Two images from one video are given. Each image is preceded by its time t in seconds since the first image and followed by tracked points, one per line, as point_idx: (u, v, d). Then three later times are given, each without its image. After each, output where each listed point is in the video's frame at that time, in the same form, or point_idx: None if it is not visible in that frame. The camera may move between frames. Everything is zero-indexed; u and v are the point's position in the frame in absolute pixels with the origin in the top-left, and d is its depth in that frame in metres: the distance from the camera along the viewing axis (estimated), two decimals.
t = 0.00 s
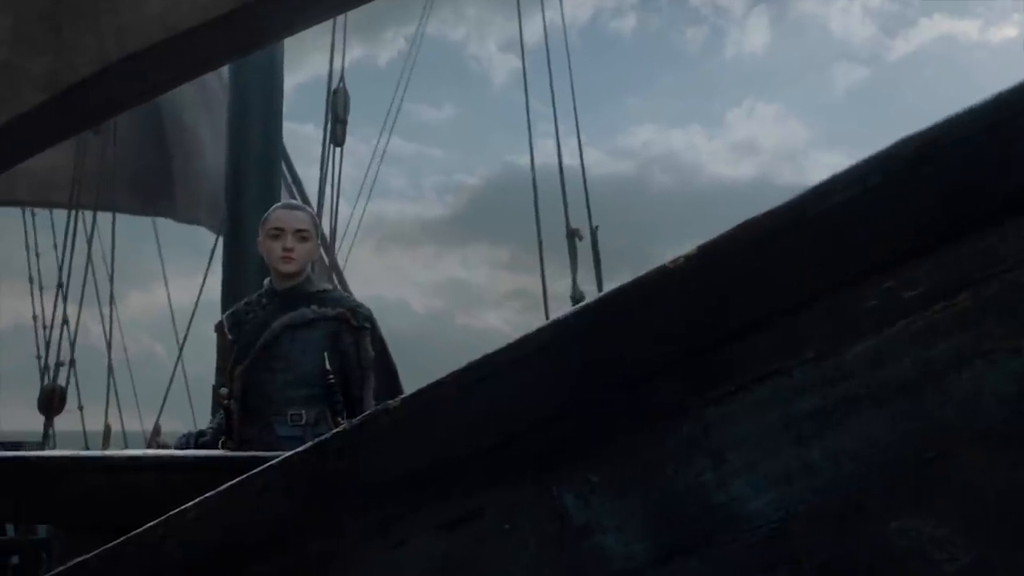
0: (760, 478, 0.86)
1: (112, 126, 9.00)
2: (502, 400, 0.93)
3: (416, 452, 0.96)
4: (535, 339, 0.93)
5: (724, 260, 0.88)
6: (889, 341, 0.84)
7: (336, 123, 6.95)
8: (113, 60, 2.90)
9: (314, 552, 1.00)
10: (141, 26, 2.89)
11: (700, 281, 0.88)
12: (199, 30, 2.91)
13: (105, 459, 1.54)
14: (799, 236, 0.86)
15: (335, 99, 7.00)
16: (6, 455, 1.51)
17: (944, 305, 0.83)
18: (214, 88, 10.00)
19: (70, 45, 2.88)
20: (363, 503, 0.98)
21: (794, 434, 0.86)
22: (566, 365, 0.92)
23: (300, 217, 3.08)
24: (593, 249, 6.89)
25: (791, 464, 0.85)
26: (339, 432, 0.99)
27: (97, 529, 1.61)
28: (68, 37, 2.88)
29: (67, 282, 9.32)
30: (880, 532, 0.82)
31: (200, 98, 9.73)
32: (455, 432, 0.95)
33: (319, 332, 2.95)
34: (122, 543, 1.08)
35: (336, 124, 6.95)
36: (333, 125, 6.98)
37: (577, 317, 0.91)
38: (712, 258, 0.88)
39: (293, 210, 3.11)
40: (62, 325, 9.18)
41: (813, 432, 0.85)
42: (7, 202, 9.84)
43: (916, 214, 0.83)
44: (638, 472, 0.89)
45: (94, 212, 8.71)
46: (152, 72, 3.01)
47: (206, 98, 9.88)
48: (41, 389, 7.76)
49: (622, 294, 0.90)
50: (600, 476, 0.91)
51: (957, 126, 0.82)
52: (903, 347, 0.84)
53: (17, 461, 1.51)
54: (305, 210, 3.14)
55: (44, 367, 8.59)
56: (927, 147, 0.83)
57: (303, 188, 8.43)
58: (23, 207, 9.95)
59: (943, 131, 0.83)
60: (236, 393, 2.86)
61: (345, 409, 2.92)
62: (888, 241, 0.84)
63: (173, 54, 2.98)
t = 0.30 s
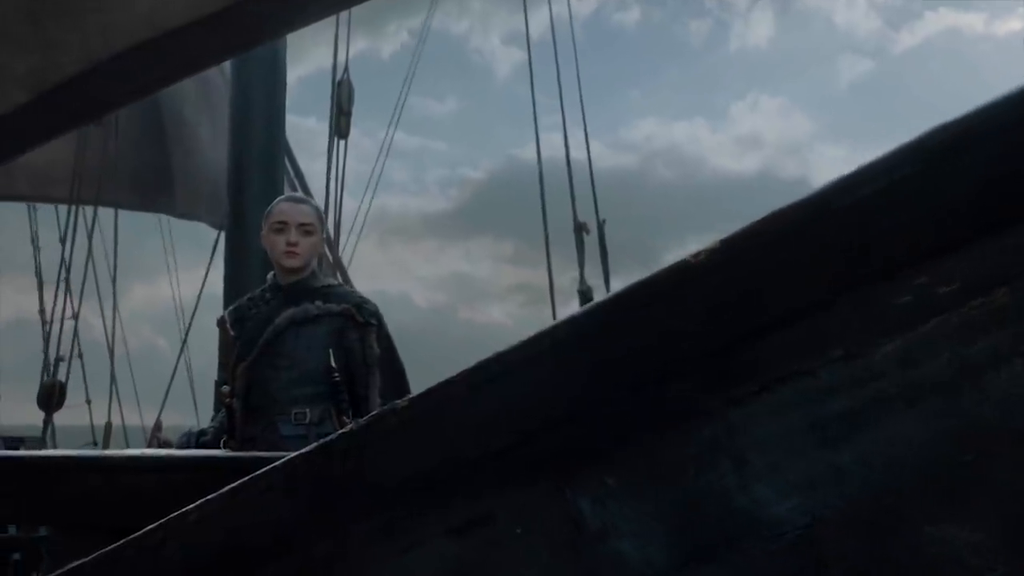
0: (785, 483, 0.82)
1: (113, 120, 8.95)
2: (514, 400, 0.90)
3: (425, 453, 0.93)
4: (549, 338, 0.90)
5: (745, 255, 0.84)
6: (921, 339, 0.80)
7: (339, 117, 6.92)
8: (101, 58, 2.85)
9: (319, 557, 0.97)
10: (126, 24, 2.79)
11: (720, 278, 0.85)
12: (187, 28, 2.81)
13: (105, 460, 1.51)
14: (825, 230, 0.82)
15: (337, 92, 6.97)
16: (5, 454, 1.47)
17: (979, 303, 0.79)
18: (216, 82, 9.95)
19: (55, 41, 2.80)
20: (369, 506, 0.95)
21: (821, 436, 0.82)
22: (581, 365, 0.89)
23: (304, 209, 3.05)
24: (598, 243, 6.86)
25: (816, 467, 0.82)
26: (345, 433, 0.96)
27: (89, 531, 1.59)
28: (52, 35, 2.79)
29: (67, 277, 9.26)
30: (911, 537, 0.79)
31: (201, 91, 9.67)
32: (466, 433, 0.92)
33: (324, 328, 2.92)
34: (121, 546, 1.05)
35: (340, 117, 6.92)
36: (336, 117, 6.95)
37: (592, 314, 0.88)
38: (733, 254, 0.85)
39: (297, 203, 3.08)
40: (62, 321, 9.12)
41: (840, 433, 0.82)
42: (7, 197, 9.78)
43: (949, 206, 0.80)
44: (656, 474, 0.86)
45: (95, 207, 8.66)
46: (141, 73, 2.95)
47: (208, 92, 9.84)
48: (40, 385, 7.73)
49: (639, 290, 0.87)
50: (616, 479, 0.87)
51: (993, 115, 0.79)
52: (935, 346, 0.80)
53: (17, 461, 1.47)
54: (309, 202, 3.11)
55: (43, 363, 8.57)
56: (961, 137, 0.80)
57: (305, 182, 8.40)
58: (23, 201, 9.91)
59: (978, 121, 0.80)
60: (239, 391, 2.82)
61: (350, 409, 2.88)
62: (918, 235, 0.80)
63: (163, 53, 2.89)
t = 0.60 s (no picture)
0: (809, 488, 0.79)
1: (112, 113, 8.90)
2: (524, 402, 0.86)
3: (431, 455, 0.89)
4: (561, 337, 0.86)
5: (767, 250, 0.80)
6: (953, 338, 0.76)
7: (339, 109, 6.87)
8: (77, 56, 2.40)
9: (320, 564, 0.93)
10: (105, 18, 2.28)
11: (741, 274, 0.81)
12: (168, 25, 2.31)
13: (95, 460, 1.58)
14: (851, 223, 0.78)
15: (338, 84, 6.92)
16: (6, 455, 1.57)
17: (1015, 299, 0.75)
18: (213, 75, 9.89)
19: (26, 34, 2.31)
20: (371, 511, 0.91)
21: (847, 440, 0.78)
22: (594, 365, 0.85)
23: (304, 203, 3.02)
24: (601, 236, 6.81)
25: (842, 472, 0.78)
26: (347, 434, 0.92)
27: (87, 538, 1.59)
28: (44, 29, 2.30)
29: (65, 272, 9.16)
30: (945, 546, 0.75)
31: (199, 84, 9.62)
32: (474, 436, 0.88)
33: (325, 324, 2.88)
34: (115, 552, 1.02)
35: (340, 110, 6.87)
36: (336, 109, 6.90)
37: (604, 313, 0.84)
38: (754, 250, 0.81)
39: (297, 196, 3.04)
40: (60, 317, 9.03)
41: (866, 436, 0.78)
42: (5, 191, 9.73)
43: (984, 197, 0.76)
44: (673, 479, 0.82)
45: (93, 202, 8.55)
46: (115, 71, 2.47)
47: (205, 85, 9.77)
48: (38, 380, 7.69)
49: (655, 286, 0.83)
50: (631, 484, 0.84)
51: None
52: (968, 345, 0.76)
53: (16, 461, 1.57)
54: (309, 194, 3.07)
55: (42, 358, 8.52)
56: (996, 125, 0.75)
57: (305, 175, 8.35)
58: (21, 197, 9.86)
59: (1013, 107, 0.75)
60: (236, 389, 2.78)
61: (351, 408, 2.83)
62: (951, 228, 0.76)
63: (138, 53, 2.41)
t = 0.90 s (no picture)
0: (840, 493, 0.74)
1: (110, 102, 8.83)
2: (538, 400, 0.82)
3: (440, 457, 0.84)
4: (575, 334, 0.81)
5: (794, 241, 0.76)
6: (995, 335, 0.72)
7: (339, 98, 6.81)
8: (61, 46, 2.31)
9: (322, 569, 0.89)
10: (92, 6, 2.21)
11: (767, 267, 0.77)
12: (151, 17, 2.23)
13: (94, 459, 1.53)
14: (886, 212, 0.74)
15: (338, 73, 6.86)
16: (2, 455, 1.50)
17: None
18: (211, 65, 9.81)
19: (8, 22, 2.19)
20: (376, 515, 0.87)
21: (881, 442, 0.74)
22: (610, 362, 0.80)
23: (305, 192, 2.98)
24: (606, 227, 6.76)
25: (876, 475, 0.74)
26: (351, 435, 0.88)
27: (83, 540, 1.57)
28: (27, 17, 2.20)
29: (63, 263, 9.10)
30: (985, 555, 0.71)
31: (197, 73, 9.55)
32: (484, 436, 0.83)
33: (328, 319, 2.83)
34: (106, 557, 0.97)
35: (340, 99, 6.81)
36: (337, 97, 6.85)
37: (618, 311, 0.80)
38: (780, 242, 0.76)
39: (298, 185, 3.00)
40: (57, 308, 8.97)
41: (901, 437, 0.74)
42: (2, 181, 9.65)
43: None
44: (695, 483, 0.78)
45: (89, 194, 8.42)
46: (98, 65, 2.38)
47: (204, 74, 9.71)
48: (35, 373, 7.64)
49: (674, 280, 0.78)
50: (651, 488, 0.79)
51: None
52: (1010, 342, 0.72)
53: (13, 461, 1.50)
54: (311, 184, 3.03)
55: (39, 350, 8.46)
56: None
57: (305, 165, 8.30)
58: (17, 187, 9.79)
59: None
60: (236, 386, 2.74)
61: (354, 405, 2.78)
62: (994, 220, 0.72)
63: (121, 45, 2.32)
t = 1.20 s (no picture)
0: (876, 500, 0.71)
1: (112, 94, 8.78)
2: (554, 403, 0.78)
3: (451, 462, 0.80)
4: (592, 332, 0.77)
5: (826, 235, 0.71)
6: None
7: (343, 91, 6.77)
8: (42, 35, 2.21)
9: None
10: None
11: (796, 262, 0.72)
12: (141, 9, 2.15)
13: (94, 459, 1.49)
14: (925, 204, 0.70)
15: (342, 66, 6.82)
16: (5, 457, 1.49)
17: None
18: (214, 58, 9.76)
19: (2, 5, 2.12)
20: (384, 523, 0.83)
21: (918, 447, 0.70)
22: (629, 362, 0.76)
23: (309, 184, 2.94)
24: (613, 222, 6.72)
25: (913, 481, 0.70)
26: (357, 438, 0.83)
27: (82, 544, 1.51)
28: None
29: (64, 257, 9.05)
30: None
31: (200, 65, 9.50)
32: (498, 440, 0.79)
33: (333, 315, 2.79)
34: (102, 563, 0.93)
35: (343, 91, 6.76)
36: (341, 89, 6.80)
37: (636, 311, 0.75)
38: (811, 236, 0.72)
39: (301, 178, 2.95)
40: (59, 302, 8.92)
41: (939, 442, 0.70)
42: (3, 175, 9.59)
43: None
44: (721, 490, 0.74)
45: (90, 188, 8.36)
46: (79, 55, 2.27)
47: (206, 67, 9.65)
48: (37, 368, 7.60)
49: (698, 275, 0.74)
50: (674, 494, 0.75)
51: None
52: None
53: (16, 462, 1.49)
54: (314, 177, 2.99)
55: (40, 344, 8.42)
56: None
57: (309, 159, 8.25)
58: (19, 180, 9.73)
59: None
60: (238, 386, 2.71)
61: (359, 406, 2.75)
62: None
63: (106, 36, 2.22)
